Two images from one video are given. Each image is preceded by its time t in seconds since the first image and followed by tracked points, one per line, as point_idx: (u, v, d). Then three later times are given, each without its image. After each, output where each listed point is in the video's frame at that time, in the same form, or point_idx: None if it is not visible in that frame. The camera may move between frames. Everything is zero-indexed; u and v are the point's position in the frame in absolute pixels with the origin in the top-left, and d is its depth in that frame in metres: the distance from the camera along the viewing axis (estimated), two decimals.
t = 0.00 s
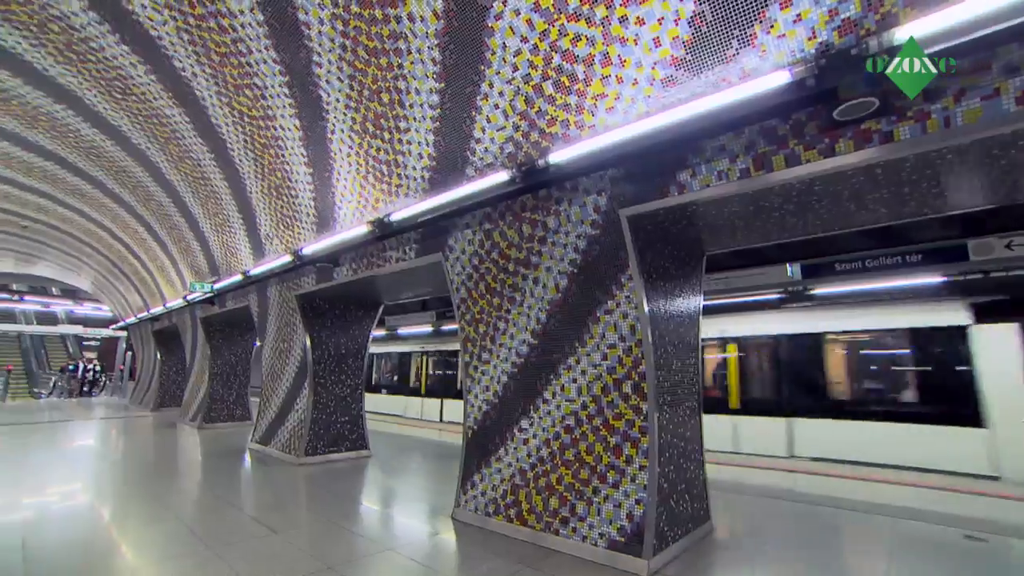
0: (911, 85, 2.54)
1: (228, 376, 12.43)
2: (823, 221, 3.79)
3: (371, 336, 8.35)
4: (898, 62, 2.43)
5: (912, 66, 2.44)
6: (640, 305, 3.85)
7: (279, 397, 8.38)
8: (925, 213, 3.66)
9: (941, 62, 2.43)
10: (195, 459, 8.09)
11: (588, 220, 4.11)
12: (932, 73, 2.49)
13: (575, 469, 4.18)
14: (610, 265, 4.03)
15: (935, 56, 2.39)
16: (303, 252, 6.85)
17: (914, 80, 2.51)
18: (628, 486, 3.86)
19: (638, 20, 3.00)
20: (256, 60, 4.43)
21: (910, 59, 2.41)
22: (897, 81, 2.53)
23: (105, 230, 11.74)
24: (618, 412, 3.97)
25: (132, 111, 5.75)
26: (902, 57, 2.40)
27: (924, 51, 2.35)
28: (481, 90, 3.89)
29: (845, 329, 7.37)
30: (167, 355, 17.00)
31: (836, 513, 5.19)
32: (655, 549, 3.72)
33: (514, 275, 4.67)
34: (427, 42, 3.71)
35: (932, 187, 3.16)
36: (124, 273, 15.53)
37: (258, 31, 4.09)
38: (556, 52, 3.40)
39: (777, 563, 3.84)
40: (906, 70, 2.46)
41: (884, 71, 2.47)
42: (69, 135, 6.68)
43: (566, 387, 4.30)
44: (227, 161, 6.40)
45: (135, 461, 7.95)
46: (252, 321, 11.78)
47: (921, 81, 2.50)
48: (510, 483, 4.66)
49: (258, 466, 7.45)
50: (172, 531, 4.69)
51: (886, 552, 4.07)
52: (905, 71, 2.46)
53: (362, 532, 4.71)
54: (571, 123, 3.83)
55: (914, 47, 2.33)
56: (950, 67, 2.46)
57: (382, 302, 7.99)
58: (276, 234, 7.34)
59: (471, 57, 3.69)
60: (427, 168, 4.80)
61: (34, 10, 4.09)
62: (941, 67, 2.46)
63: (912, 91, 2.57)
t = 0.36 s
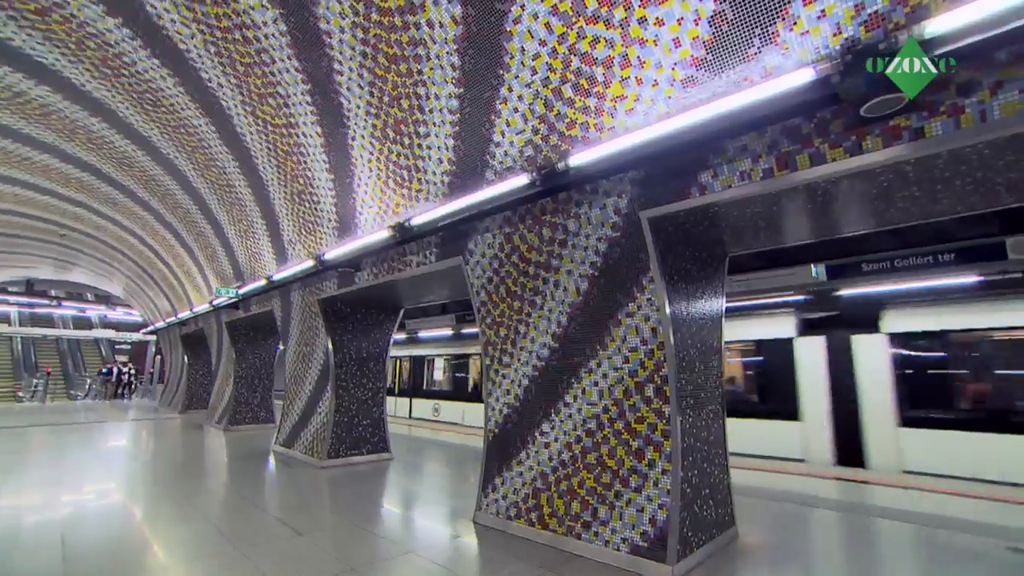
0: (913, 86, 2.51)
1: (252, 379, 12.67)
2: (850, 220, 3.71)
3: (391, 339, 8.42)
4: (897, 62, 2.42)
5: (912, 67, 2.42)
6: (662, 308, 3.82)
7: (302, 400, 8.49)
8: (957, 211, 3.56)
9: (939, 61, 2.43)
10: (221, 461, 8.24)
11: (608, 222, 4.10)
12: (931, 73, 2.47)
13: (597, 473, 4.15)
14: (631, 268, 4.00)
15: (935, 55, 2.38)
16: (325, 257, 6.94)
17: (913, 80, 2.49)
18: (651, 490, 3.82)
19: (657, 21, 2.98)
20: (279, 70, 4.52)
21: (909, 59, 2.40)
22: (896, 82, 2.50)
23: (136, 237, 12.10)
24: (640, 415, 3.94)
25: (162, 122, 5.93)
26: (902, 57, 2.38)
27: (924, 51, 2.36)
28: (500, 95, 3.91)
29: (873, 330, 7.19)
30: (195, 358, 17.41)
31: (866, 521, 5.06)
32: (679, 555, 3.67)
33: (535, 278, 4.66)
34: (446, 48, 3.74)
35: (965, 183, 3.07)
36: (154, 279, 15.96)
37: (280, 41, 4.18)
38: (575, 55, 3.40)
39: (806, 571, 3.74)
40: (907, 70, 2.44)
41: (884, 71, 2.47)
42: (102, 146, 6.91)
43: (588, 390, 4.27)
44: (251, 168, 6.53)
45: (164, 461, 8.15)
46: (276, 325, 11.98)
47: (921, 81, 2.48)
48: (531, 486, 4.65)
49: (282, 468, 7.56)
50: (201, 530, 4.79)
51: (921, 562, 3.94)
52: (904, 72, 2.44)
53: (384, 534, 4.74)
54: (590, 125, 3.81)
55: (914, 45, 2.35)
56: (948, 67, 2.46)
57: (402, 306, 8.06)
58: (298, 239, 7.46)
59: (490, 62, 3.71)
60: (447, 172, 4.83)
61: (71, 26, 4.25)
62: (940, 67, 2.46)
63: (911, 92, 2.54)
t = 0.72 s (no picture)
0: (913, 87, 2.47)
1: (278, 382, 12.90)
2: (881, 219, 3.62)
3: (414, 343, 8.48)
4: (897, 62, 2.41)
5: (912, 67, 2.41)
6: (686, 310, 3.77)
7: (327, 403, 8.61)
8: (994, 208, 3.44)
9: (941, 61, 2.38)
10: (249, 463, 8.40)
11: (631, 224, 4.07)
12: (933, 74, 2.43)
13: (621, 477, 4.12)
14: (654, 270, 3.96)
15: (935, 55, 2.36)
16: (349, 262, 7.03)
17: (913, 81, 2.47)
18: (677, 495, 3.77)
19: (678, 21, 2.96)
20: (303, 79, 4.60)
21: (908, 59, 2.40)
22: (896, 82, 2.49)
23: (167, 245, 12.45)
24: (665, 419, 3.89)
25: (192, 132, 6.09)
26: (902, 57, 2.39)
27: (924, 50, 2.35)
28: (521, 99, 3.92)
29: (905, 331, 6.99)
30: (223, 362, 17.80)
31: (901, 528, 4.91)
32: (706, 561, 3.61)
33: (557, 281, 4.65)
34: (467, 53, 3.77)
35: (1003, 179, 2.97)
36: (184, 286, 16.38)
37: (304, 51, 4.25)
38: (595, 58, 3.39)
39: None
40: (906, 70, 2.43)
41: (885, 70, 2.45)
42: (136, 157, 7.14)
43: (611, 394, 4.25)
44: (276, 176, 6.66)
45: (195, 463, 8.34)
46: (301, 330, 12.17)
47: (921, 83, 2.45)
48: (555, 490, 4.64)
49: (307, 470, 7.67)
50: (231, 530, 4.89)
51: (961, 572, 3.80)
52: (903, 71, 2.43)
53: (408, 537, 4.77)
54: (612, 127, 3.80)
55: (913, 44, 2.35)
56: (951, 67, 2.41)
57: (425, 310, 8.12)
58: (322, 245, 7.57)
59: (511, 67, 3.73)
60: (469, 177, 4.86)
61: (108, 44, 4.42)
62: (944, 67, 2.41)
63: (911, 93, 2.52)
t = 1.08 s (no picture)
0: (913, 87, 2.51)
1: (306, 386, 13.13)
2: (918, 216, 3.50)
3: (439, 347, 8.53)
4: (898, 62, 2.44)
5: (911, 67, 2.43)
6: (714, 313, 3.71)
7: (354, 407, 8.72)
8: None
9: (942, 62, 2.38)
10: (279, 465, 8.57)
11: (657, 227, 4.03)
12: (934, 75, 2.43)
13: (649, 482, 4.07)
14: (681, 272, 3.91)
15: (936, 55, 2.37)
16: (374, 267, 7.11)
17: (914, 81, 2.49)
18: (706, 501, 3.70)
19: (703, 20, 2.93)
20: (329, 88, 4.69)
21: (908, 59, 2.42)
22: (897, 82, 2.52)
23: (200, 253, 12.81)
24: (693, 423, 3.83)
25: (223, 143, 6.26)
26: (902, 57, 2.41)
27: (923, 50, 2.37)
28: (545, 102, 3.92)
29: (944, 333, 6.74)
30: (253, 366, 18.21)
31: (943, 538, 4.73)
32: (738, 568, 3.54)
33: (582, 285, 4.63)
34: (489, 59, 3.79)
35: None
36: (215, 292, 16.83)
37: (331, 62, 4.34)
38: (619, 60, 3.37)
39: None
40: (907, 70, 2.45)
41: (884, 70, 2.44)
42: (170, 168, 7.37)
43: (638, 398, 4.20)
44: (303, 184, 6.79)
45: (227, 465, 8.54)
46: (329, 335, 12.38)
47: (921, 83, 2.48)
48: (582, 495, 4.60)
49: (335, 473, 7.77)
50: (262, 530, 4.98)
51: None
52: (903, 71, 2.45)
53: (434, 540, 4.79)
54: (636, 129, 3.76)
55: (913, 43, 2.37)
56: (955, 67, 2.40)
57: (450, 315, 8.17)
58: (349, 250, 7.69)
59: (534, 71, 3.73)
60: (492, 181, 4.87)
61: (146, 60, 4.60)
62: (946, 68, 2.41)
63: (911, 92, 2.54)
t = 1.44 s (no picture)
0: (912, 86, 2.51)
1: (331, 390, 13.32)
2: (955, 214, 3.39)
3: (462, 351, 8.58)
4: (898, 62, 2.41)
5: (911, 67, 2.42)
6: (741, 315, 3.65)
7: (378, 410, 8.81)
8: None
9: (941, 62, 2.38)
10: (305, 467, 8.70)
11: (681, 228, 3.99)
12: (932, 74, 2.45)
13: (676, 487, 4.01)
14: (706, 274, 3.86)
15: (935, 56, 2.36)
16: (398, 272, 7.19)
17: (912, 80, 2.49)
18: (735, 507, 3.63)
19: (726, 19, 2.90)
20: (353, 97, 4.76)
21: (908, 59, 2.40)
22: (896, 83, 2.50)
23: (228, 259, 13.11)
24: (720, 427, 3.76)
25: (250, 152, 6.42)
26: (902, 57, 2.39)
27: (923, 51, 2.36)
28: (566, 106, 3.92)
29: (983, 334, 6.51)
30: (280, 370, 18.56)
31: (986, 550, 4.54)
32: None
33: (606, 288, 4.61)
34: (510, 63, 3.81)
35: None
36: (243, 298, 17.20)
37: (354, 70, 4.40)
38: (640, 61, 3.36)
39: None
40: (907, 70, 2.44)
41: (884, 71, 2.43)
42: (199, 178, 7.57)
43: (664, 401, 4.15)
44: (328, 191, 6.91)
45: (255, 467, 8.71)
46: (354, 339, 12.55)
47: (919, 82, 2.48)
48: (607, 500, 4.57)
49: (360, 476, 7.86)
50: (290, 532, 5.06)
51: None
52: (903, 72, 2.44)
53: (458, 544, 4.80)
54: (659, 131, 3.73)
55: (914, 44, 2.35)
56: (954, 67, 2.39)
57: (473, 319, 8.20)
58: (372, 256, 7.78)
59: (555, 75, 3.74)
60: (515, 185, 4.89)
61: (178, 75, 4.75)
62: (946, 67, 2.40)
63: (909, 91, 2.54)
